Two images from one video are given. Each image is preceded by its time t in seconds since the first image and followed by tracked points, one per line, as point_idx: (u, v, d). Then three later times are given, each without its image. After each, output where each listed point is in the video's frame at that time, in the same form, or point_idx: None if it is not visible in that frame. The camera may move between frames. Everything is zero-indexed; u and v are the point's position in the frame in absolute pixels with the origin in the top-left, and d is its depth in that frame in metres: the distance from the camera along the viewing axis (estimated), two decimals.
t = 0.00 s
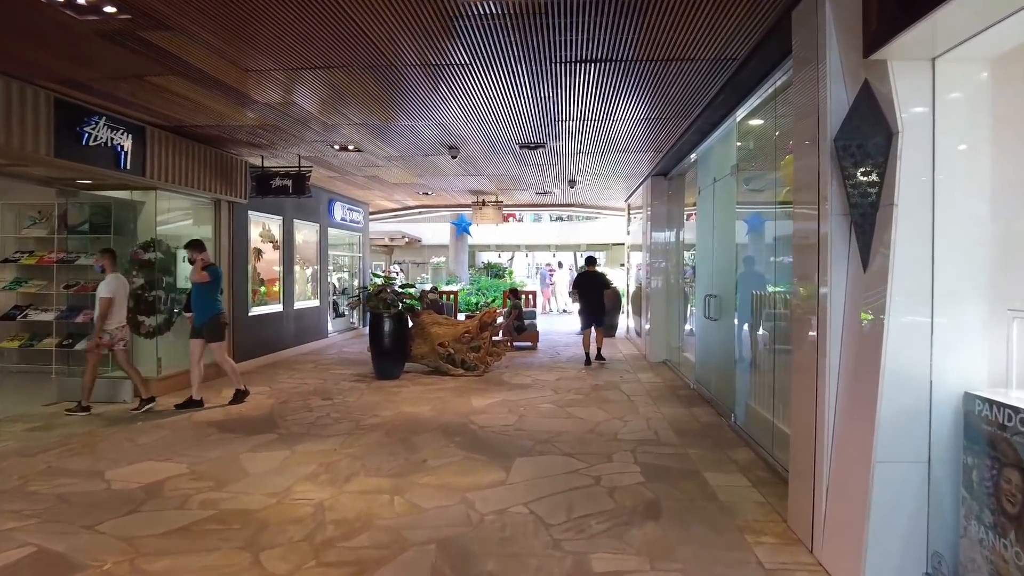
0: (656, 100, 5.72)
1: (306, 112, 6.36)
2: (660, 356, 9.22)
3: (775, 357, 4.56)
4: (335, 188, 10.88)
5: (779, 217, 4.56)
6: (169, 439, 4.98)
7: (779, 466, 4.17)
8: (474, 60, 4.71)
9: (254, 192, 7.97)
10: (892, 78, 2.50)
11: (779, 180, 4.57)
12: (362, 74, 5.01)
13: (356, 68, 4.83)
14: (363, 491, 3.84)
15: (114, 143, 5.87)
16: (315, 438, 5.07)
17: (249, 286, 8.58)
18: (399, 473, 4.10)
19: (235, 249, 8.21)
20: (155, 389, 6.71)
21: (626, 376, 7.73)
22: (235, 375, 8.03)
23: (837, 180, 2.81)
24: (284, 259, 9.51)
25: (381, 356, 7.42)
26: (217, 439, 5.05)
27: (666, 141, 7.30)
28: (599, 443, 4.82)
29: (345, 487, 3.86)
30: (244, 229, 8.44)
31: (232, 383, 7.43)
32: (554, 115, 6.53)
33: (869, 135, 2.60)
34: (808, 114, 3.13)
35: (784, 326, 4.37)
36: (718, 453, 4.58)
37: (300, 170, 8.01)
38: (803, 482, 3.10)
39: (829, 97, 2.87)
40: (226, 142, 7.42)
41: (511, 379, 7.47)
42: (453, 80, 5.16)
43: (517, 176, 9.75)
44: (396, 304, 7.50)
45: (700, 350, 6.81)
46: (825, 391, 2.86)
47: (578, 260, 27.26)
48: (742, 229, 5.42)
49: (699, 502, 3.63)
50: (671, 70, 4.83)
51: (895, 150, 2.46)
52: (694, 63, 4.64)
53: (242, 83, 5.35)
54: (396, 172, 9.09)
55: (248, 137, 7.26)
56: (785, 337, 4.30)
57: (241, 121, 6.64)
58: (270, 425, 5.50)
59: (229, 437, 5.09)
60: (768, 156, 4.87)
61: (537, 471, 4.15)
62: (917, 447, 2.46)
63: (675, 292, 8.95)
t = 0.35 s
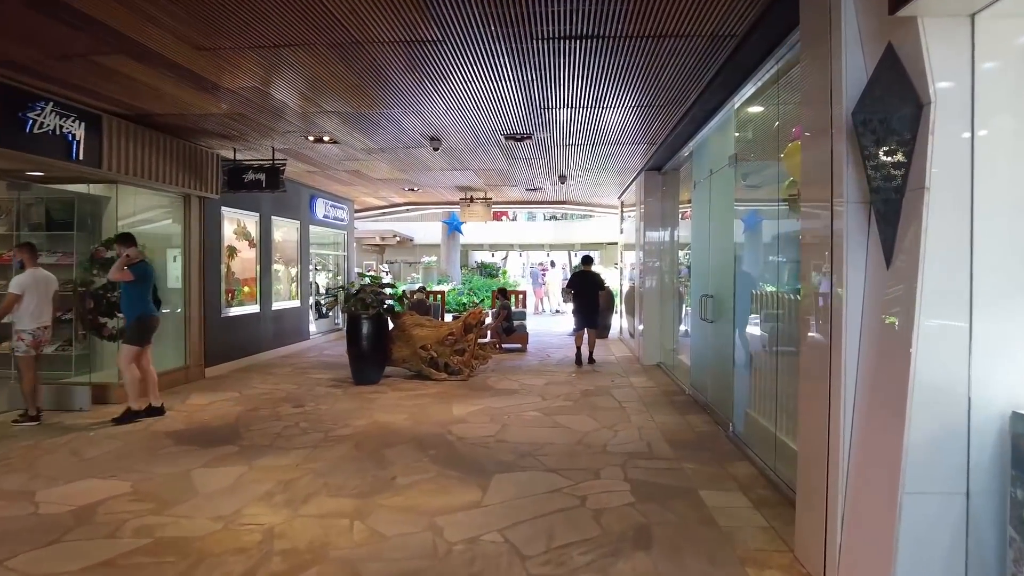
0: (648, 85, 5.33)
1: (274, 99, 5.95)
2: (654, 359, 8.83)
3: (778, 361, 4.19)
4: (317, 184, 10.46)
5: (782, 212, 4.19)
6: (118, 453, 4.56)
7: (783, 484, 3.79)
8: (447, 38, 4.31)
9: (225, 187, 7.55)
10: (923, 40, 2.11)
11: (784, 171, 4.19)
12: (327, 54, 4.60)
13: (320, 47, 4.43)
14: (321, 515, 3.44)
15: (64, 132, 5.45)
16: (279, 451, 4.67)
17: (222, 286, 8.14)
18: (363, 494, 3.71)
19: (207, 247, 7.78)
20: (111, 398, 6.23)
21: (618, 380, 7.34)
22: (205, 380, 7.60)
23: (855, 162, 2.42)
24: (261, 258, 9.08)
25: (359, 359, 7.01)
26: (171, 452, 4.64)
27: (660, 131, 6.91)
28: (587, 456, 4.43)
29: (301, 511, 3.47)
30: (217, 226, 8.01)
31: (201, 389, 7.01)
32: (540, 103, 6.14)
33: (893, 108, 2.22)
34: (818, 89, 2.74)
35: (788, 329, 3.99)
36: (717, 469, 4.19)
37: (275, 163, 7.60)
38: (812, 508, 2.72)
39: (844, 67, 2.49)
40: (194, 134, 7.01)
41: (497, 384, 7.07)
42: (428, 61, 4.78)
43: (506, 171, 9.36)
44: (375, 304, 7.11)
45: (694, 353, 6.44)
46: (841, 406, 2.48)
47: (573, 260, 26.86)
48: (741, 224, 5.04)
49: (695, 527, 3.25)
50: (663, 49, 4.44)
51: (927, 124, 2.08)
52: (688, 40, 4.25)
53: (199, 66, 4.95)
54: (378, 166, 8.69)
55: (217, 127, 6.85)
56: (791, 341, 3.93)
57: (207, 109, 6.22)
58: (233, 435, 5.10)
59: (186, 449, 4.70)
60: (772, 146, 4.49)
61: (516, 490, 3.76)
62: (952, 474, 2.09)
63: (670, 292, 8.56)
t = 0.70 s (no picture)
0: (649, 66, 4.93)
1: (246, 86, 5.54)
2: (653, 362, 8.43)
3: (794, 370, 3.81)
4: (302, 179, 10.04)
5: (803, 207, 3.80)
6: (67, 470, 4.15)
7: (801, 508, 3.42)
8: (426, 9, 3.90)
9: (200, 181, 7.13)
10: None
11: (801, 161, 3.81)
12: (295, 29, 4.19)
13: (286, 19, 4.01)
14: (279, 545, 3.03)
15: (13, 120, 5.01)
16: (244, 467, 4.26)
17: (198, 286, 7.73)
18: (330, 521, 3.30)
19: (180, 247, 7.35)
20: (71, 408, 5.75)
21: (616, 385, 6.95)
22: (179, 386, 7.18)
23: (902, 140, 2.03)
24: (241, 257, 8.67)
25: (341, 363, 6.62)
26: (126, 469, 4.22)
27: (660, 120, 6.52)
28: (582, 473, 4.04)
29: (258, 542, 3.06)
30: (193, 224, 7.59)
31: (173, 396, 6.58)
32: (532, 89, 5.74)
33: (953, 70, 1.82)
34: (849, 56, 2.34)
35: (808, 336, 3.61)
36: (724, 489, 3.81)
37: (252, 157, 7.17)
38: (845, 547, 2.33)
39: (885, 26, 2.09)
40: (166, 124, 6.59)
41: (487, 390, 6.67)
42: (407, 38, 4.37)
43: (499, 166, 8.96)
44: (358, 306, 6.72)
45: (696, 356, 6.07)
46: (884, 429, 2.08)
47: (570, 259, 26.48)
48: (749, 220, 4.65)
49: (704, 562, 2.85)
50: (665, 18, 4.03)
51: (997, 89, 1.68)
52: (694, 9, 3.85)
53: (158, 47, 4.54)
54: (363, 160, 8.29)
55: (189, 117, 6.42)
56: (813, 349, 3.54)
57: (176, 98, 5.81)
58: (198, 448, 4.69)
59: (143, 465, 4.29)
60: (788, 135, 4.10)
61: (502, 515, 3.35)
62: None
63: (670, 292, 8.16)
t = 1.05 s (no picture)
0: (653, 53, 4.55)
1: (219, 75, 5.15)
2: (654, 369, 8.04)
3: (815, 387, 3.44)
4: (289, 177, 9.63)
5: (826, 205, 3.43)
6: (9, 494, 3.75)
7: (825, 545, 3.05)
8: None
9: (175, 178, 6.71)
10: None
11: (823, 155, 3.43)
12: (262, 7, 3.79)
13: None
14: None
15: None
16: (206, 491, 3.87)
17: (174, 289, 7.32)
18: (292, 561, 2.91)
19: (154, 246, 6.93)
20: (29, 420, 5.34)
21: (616, 395, 6.55)
22: (154, 394, 6.76)
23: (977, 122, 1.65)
24: (223, 257, 8.26)
25: (322, 372, 6.23)
26: (75, 492, 3.83)
27: (663, 113, 6.14)
28: (578, 500, 3.65)
29: None
30: (168, 223, 7.17)
31: (145, 405, 6.18)
32: (526, 80, 5.35)
33: None
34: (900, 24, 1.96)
35: (834, 350, 3.23)
36: (736, 519, 3.42)
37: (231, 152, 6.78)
38: None
39: None
40: (138, 117, 6.18)
41: (479, 400, 6.27)
42: (386, 20, 3.98)
43: (493, 163, 8.57)
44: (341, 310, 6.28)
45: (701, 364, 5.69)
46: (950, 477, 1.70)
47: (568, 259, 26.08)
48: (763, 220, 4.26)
49: None
50: None
51: None
52: None
53: (117, 31, 4.13)
54: (350, 155, 7.90)
55: (162, 109, 6.03)
56: (839, 365, 3.16)
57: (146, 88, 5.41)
58: (160, 467, 4.29)
59: (95, 487, 3.89)
60: (807, 127, 3.72)
61: (488, 554, 2.97)
62: None
63: (673, 296, 7.77)
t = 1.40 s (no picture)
0: (654, 25, 4.12)
1: (183, 56, 4.73)
2: (655, 372, 7.61)
3: (840, 398, 3.04)
4: (272, 171, 9.21)
5: (852, 192, 3.02)
6: None
7: None
8: None
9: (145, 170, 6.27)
10: None
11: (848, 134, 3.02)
12: None
13: None
14: None
15: None
16: (155, 513, 3.46)
17: (148, 288, 6.90)
18: None
19: (125, 244, 6.51)
20: None
21: (615, 401, 6.12)
22: (123, 400, 6.33)
23: None
24: (201, 255, 7.83)
25: (301, 381, 5.84)
26: (9, 514, 3.41)
27: (665, 97, 5.74)
28: (570, 525, 3.24)
29: None
30: (140, 218, 6.74)
31: (110, 412, 5.76)
32: (516, 60, 4.90)
33: None
34: None
35: (864, 357, 2.83)
36: (751, 549, 3.01)
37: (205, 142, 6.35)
38: None
39: None
40: (105, 105, 5.76)
41: (468, 407, 5.85)
42: None
43: (485, 156, 8.17)
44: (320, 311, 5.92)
45: (706, 368, 5.30)
46: None
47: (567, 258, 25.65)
48: (780, 211, 3.82)
49: None
50: None
51: None
52: None
53: None
54: (334, 147, 7.48)
55: (127, 95, 5.59)
56: (874, 374, 2.75)
57: (105, 69, 4.98)
58: (110, 484, 3.86)
59: (32, 509, 3.47)
60: (829, 105, 3.32)
61: None
62: None
63: (675, 296, 7.34)
